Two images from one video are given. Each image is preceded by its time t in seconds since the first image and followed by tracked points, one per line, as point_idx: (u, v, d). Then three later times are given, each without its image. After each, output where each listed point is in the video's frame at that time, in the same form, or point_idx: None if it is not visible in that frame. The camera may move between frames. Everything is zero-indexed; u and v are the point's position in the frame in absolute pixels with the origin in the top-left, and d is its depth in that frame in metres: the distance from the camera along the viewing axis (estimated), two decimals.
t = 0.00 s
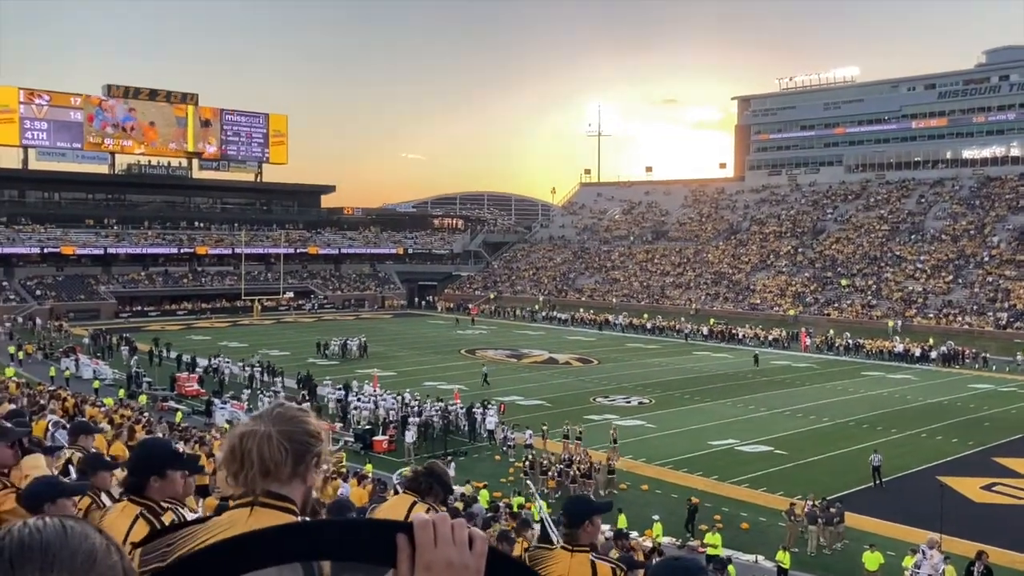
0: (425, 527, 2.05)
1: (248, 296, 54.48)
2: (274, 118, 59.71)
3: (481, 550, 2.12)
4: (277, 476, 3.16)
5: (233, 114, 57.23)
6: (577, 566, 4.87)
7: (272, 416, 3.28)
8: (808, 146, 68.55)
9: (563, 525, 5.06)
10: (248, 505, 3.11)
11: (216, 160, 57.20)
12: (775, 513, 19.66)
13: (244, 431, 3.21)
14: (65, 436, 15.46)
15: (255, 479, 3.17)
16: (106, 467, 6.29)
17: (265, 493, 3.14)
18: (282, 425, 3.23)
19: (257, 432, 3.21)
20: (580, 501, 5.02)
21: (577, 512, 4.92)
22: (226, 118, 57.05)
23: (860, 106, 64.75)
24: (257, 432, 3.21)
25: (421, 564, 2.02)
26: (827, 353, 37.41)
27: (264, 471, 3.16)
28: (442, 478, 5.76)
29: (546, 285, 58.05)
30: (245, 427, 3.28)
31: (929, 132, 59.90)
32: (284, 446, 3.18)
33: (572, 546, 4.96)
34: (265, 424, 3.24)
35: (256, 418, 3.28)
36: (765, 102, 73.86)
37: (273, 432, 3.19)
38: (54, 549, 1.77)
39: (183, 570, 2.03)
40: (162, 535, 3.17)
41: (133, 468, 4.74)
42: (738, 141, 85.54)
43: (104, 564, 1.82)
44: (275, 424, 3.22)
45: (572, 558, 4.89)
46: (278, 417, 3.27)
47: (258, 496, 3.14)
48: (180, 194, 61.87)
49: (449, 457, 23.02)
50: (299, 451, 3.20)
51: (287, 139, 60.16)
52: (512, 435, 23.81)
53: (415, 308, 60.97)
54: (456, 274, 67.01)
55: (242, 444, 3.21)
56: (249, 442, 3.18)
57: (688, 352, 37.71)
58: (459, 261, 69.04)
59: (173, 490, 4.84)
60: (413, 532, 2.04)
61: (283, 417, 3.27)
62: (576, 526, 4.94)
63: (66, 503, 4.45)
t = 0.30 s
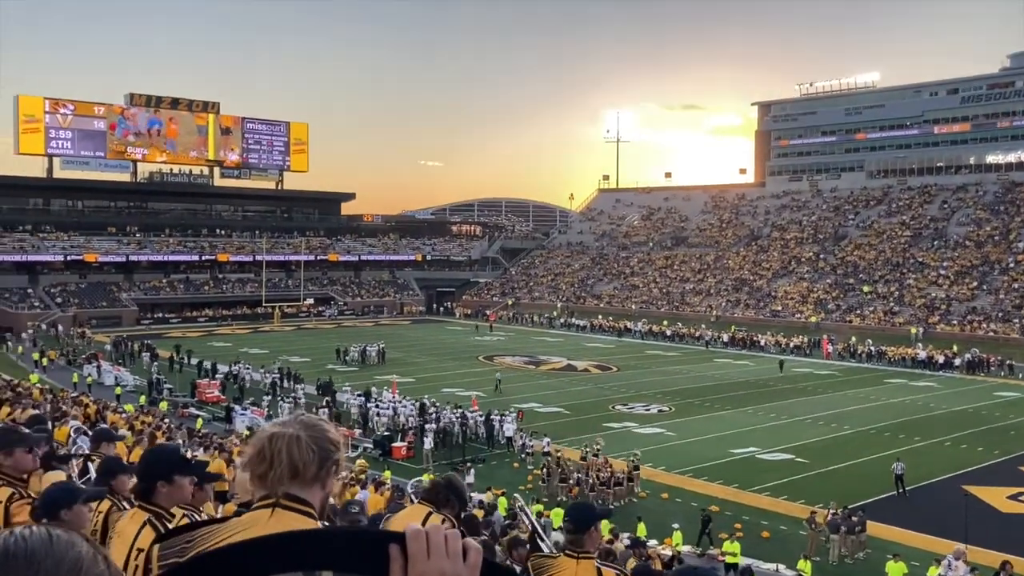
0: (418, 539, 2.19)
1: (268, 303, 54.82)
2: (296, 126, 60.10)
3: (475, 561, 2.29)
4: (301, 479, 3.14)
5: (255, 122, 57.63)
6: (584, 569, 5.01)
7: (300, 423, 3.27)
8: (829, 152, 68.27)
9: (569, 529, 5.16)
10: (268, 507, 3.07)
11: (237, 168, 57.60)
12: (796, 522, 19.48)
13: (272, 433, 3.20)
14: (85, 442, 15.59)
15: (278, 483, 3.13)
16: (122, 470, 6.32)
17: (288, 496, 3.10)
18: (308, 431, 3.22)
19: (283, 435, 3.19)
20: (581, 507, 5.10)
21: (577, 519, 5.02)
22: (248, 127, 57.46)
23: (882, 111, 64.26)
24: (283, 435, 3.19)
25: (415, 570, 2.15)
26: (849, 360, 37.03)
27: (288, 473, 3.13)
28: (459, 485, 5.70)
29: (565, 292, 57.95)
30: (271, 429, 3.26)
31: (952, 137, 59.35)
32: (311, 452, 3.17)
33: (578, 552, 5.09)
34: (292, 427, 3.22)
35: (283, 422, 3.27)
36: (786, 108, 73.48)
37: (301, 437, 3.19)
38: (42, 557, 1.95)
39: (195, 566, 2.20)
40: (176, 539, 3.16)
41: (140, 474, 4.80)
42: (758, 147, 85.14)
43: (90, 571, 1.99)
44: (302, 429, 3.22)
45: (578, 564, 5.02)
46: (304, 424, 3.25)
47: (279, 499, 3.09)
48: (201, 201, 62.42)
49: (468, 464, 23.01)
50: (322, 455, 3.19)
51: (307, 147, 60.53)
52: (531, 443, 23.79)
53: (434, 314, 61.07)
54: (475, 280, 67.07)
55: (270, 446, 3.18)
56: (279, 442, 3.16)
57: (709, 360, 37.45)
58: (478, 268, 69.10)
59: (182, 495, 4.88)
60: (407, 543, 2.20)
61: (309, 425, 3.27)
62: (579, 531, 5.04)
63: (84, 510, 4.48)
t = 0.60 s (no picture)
0: (419, 545, 2.32)
1: (286, 305, 55.03)
2: (313, 129, 60.28)
3: (476, 567, 2.39)
4: (306, 482, 3.03)
5: (272, 125, 57.90)
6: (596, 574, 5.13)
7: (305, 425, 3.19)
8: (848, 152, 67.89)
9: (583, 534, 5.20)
10: (271, 510, 2.94)
11: (254, 171, 57.87)
12: (817, 524, 19.26)
13: (276, 436, 3.12)
14: (104, 445, 15.64)
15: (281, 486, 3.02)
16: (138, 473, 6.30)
17: (291, 498, 2.98)
18: (312, 433, 3.13)
19: (287, 438, 3.11)
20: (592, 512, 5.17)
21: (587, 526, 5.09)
22: (265, 130, 57.76)
23: (901, 111, 63.79)
24: (287, 439, 3.10)
25: None
26: (869, 362, 36.71)
27: (291, 475, 3.02)
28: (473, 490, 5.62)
29: (582, 293, 57.80)
30: (274, 431, 3.18)
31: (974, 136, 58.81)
32: (317, 455, 3.07)
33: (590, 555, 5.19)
34: (296, 429, 3.13)
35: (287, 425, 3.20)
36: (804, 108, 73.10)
37: (305, 438, 3.10)
38: (34, 564, 1.97)
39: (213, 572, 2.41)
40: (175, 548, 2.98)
41: (152, 478, 4.75)
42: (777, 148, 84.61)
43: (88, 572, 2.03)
44: (306, 430, 3.13)
45: (590, 568, 5.13)
46: (308, 426, 3.16)
47: (282, 502, 2.96)
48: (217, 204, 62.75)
49: (485, 466, 22.95)
50: (327, 456, 3.09)
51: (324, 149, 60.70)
52: (547, 445, 23.72)
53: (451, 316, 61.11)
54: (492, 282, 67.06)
55: (275, 447, 3.10)
56: (282, 445, 3.07)
57: (728, 362, 37.21)
58: (495, 270, 69.06)
59: (193, 499, 4.83)
60: (407, 550, 2.32)
61: (313, 426, 3.18)
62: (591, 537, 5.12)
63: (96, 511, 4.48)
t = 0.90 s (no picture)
0: (421, 551, 2.29)
1: (304, 307, 55.34)
2: (329, 131, 60.56)
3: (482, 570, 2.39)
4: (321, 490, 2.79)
5: (289, 128, 58.25)
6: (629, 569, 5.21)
7: (317, 420, 2.91)
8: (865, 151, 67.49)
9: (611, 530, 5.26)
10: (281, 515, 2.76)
11: (271, 173, 58.21)
12: (835, 526, 19.17)
13: (286, 431, 2.82)
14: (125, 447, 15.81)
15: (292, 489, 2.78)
16: (152, 475, 6.35)
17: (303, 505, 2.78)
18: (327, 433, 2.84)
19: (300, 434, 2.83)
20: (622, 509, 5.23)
21: (622, 522, 5.15)
22: (283, 132, 58.13)
23: (919, 110, 63.37)
24: (297, 442, 2.82)
25: None
26: (888, 363, 36.51)
27: (304, 483, 2.78)
28: (487, 486, 5.58)
29: (598, 295, 57.80)
30: (282, 434, 2.85)
31: (994, 135, 58.32)
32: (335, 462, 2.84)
33: (620, 551, 5.26)
34: (307, 434, 2.83)
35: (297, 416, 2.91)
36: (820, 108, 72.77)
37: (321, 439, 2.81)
38: (38, 567, 2.01)
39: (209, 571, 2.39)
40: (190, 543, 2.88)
41: (167, 481, 4.83)
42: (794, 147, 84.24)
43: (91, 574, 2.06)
44: (319, 429, 2.84)
45: (623, 564, 5.22)
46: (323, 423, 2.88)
47: (291, 505, 2.77)
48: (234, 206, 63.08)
49: (501, 467, 23.00)
50: (338, 460, 2.84)
51: (341, 152, 60.98)
52: (564, 446, 23.75)
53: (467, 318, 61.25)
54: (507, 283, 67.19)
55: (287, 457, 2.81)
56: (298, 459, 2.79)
57: (745, 362, 37.11)
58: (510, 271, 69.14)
59: (208, 501, 4.90)
60: (407, 557, 2.29)
61: (327, 422, 2.91)
62: (625, 533, 5.20)
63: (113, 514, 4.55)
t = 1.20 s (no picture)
0: (432, 554, 2.24)
1: (320, 308, 55.58)
2: (344, 133, 60.75)
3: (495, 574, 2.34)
4: (341, 499, 2.77)
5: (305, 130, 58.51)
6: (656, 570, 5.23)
7: (333, 426, 2.91)
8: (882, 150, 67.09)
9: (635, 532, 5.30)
10: (295, 522, 2.70)
11: (288, 175, 58.47)
12: (853, 528, 19.03)
13: (299, 437, 2.81)
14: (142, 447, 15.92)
15: (311, 497, 2.75)
16: (169, 477, 6.39)
17: (321, 515, 2.72)
18: (348, 442, 2.86)
19: (319, 442, 2.80)
20: (650, 512, 5.32)
21: (649, 525, 5.22)
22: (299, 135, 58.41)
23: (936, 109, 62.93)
24: (318, 450, 2.80)
25: None
26: (906, 363, 36.29)
27: (327, 493, 2.75)
28: (503, 488, 5.60)
29: (614, 295, 57.78)
30: (300, 442, 2.83)
31: (1012, 133, 57.85)
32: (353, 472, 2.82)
33: (647, 554, 5.28)
34: (330, 440, 2.82)
35: (310, 422, 2.89)
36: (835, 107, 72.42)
37: (339, 451, 2.81)
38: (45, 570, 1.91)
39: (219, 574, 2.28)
40: (199, 555, 2.79)
41: (182, 482, 4.86)
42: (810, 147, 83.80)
43: None
44: (340, 438, 2.85)
45: (650, 566, 5.23)
46: (340, 432, 2.89)
47: (306, 513, 2.72)
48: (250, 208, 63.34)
49: (517, 468, 23.01)
50: (357, 470, 2.84)
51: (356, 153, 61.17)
52: (580, 447, 23.72)
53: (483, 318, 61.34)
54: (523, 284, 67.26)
55: (308, 463, 2.79)
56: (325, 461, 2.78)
57: (761, 363, 36.98)
58: (525, 272, 69.17)
59: (223, 502, 4.94)
60: (419, 560, 2.24)
61: (341, 429, 2.90)
62: (654, 538, 5.25)
63: (130, 514, 4.60)
